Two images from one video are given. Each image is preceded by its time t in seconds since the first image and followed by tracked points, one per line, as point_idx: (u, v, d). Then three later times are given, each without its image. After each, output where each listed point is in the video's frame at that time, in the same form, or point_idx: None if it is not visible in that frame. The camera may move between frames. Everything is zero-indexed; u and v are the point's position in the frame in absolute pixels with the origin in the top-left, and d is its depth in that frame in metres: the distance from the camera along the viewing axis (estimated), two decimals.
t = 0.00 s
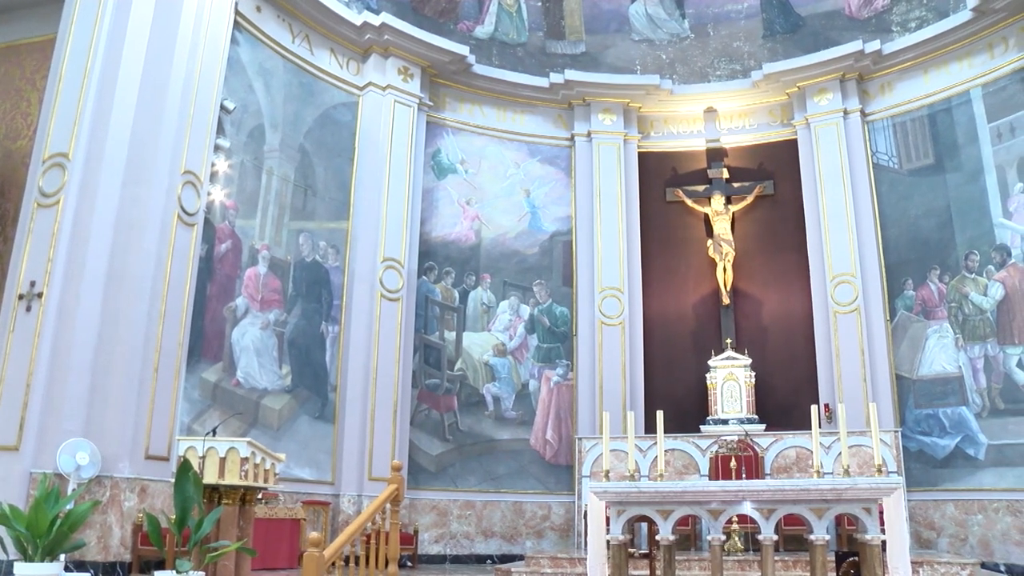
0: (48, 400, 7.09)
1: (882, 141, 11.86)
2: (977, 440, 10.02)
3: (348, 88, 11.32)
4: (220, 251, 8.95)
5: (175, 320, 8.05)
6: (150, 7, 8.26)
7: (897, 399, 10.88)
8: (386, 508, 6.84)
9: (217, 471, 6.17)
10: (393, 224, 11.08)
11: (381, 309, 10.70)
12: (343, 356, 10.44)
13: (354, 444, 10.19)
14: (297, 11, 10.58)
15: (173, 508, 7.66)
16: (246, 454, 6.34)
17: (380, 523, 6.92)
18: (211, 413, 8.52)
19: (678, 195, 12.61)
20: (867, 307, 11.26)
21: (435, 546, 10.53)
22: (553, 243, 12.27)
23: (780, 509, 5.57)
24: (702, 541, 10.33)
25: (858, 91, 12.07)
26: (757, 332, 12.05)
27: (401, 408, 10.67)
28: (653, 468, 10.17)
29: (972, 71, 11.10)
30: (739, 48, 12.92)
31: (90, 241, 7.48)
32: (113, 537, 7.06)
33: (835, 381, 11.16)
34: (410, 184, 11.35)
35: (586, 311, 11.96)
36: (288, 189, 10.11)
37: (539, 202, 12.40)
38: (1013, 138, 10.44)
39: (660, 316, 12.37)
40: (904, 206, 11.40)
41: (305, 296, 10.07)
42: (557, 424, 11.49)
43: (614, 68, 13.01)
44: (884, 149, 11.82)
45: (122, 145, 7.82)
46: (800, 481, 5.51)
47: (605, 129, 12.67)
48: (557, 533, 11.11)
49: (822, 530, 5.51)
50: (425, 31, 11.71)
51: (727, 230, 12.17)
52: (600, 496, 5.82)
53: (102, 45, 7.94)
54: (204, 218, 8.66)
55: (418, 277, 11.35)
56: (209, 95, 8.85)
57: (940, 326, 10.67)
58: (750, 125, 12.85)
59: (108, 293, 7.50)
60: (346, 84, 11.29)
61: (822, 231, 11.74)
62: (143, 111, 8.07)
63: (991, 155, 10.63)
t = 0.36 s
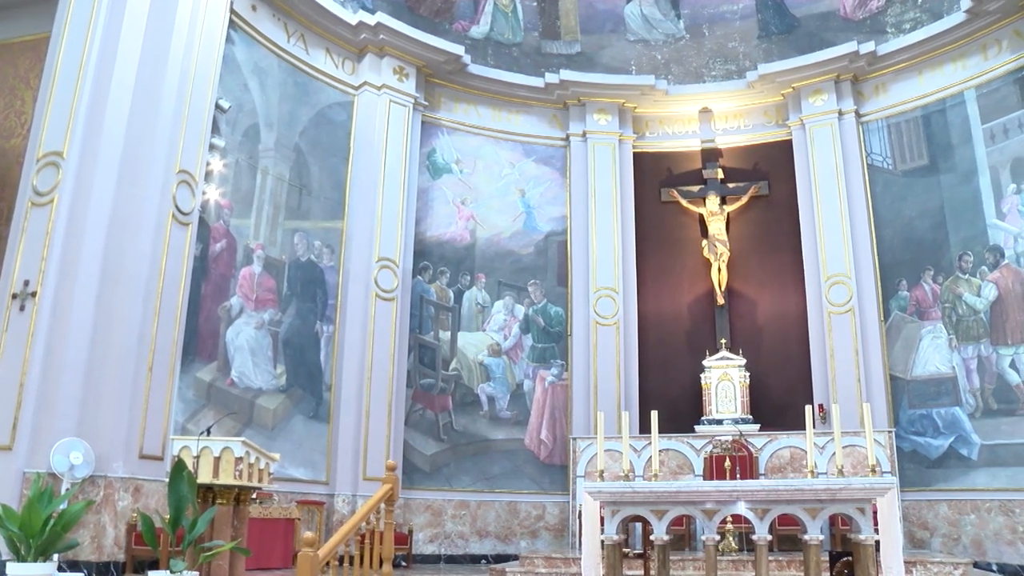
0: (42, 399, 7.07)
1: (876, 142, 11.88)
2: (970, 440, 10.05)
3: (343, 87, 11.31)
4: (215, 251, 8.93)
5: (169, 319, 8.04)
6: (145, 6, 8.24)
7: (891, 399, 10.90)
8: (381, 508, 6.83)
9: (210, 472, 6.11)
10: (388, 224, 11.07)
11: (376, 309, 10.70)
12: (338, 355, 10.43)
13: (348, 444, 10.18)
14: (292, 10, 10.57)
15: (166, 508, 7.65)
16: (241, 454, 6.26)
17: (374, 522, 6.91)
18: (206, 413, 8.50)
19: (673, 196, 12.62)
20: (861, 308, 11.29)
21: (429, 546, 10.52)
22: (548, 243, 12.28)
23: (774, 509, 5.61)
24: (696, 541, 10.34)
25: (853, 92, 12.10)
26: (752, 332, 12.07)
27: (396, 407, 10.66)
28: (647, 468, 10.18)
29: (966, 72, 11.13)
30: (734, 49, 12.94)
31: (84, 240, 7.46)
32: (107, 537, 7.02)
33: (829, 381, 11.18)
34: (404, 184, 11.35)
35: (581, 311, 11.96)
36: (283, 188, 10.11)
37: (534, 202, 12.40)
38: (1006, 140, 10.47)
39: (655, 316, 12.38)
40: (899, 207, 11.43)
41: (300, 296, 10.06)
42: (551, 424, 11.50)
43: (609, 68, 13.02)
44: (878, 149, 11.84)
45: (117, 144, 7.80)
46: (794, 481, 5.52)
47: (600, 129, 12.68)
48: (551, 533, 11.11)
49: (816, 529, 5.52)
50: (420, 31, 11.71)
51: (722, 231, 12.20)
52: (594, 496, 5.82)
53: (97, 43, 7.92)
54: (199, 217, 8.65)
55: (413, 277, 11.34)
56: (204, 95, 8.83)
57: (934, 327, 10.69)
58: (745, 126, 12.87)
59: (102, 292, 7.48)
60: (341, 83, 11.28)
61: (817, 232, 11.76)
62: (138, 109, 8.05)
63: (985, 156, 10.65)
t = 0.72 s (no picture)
0: (34, 398, 7.06)
1: (870, 143, 11.91)
2: (962, 440, 10.08)
3: (338, 87, 11.30)
4: (208, 250, 8.92)
5: (163, 318, 8.02)
6: (139, 4, 8.24)
7: (884, 400, 10.93)
8: (374, 507, 6.83)
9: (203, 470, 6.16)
10: (382, 224, 11.06)
11: (370, 309, 10.70)
12: (331, 355, 10.42)
13: (342, 444, 10.17)
14: (287, 9, 10.56)
15: (159, 507, 7.63)
16: (234, 453, 6.34)
17: (368, 522, 6.89)
18: (199, 412, 8.49)
19: (667, 196, 12.64)
20: (854, 308, 11.31)
21: (422, 546, 10.51)
22: (542, 243, 12.28)
23: (767, 510, 5.61)
24: (689, 541, 10.35)
25: (846, 93, 12.12)
26: (745, 333, 12.08)
27: (389, 407, 10.65)
28: (640, 468, 10.19)
29: (958, 74, 11.16)
30: (728, 49, 12.95)
31: (77, 238, 7.44)
32: (99, 537, 7.01)
33: (822, 382, 11.21)
34: (398, 183, 11.34)
35: (575, 311, 11.97)
36: (277, 188, 10.09)
37: (528, 202, 12.41)
38: (999, 141, 10.51)
39: (649, 316, 12.40)
40: (892, 208, 11.46)
41: (294, 295, 10.05)
42: (545, 423, 11.51)
43: (604, 69, 13.03)
44: (872, 151, 11.86)
45: (110, 143, 7.78)
46: (788, 481, 5.54)
47: (594, 129, 12.69)
48: (545, 533, 11.12)
49: (809, 530, 5.53)
50: (415, 31, 11.70)
51: (716, 231, 12.19)
52: (588, 496, 5.82)
53: (90, 42, 7.93)
54: (193, 216, 8.63)
55: (407, 277, 11.34)
56: (198, 93, 8.82)
57: (926, 327, 10.73)
58: (739, 126, 12.89)
59: (95, 291, 7.47)
60: (335, 83, 11.26)
61: (811, 232, 11.78)
62: (132, 108, 8.04)
63: (977, 158, 10.69)
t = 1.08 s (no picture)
0: (25, 397, 7.02)
1: (862, 144, 11.93)
2: (952, 441, 10.11)
3: (331, 86, 11.29)
4: (201, 249, 8.90)
5: (154, 317, 8.00)
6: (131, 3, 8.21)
7: (875, 400, 10.95)
8: (366, 507, 6.80)
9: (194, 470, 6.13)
10: (374, 223, 11.05)
11: (362, 308, 10.69)
12: (323, 354, 10.41)
13: (334, 443, 10.16)
14: (280, 8, 10.54)
15: (151, 507, 7.62)
16: (225, 452, 6.26)
17: (360, 522, 6.86)
18: (191, 412, 8.47)
19: (660, 196, 12.66)
20: (846, 308, 11.34)
21: (415, 546, 10.50)
22: (534, 243, 12.28)
23: (759, 509, 5.63)
24: (681, 541, 10.36)
25: (839, 94, 12.15)
26: (738, 333, 12.10)
27: (381, 407, 10.64)
28: (633, 468, 10.19)
29: (950, 76, 11.20)
30: (721, 50, 12.97)
31: (68, 236, 7.42)
32: (90, 536, 6.99)
33: (814, 382, 11.23)
34: (391, 183, 11.34)
35: (567, 311, 11.97)
36: (270, 187, 10.08)
37: (520, 202, 12.41)
38: (989, 143, 10.55)
39: (642, 316, 12.41)
40: (884, 209, 11.49)
41: (286, 294, 10.03)
42: (537, 423, 11.51)
43: (597, 69, 13.04)
44: (864, 152, 11.89)
45: (102, 141, 7.76)
46: (779, 481, 5.55)
47: (587, 129, 12.69)
48: (537, 532, 11.13)
49: (800, 530, 5.54)
50: (409, 30, 11.69)
51: (708, 231, 12.22)
52: (580, 496, 5.82)
53: (83, 39, 7.87)
54: (185, 215, 8.61)
55: (399, 277, 11.33)
56: (191, 92, 8.80)
57: (918, 328, 10.76)
58: (732, 127, 12.91)
59: (86, 290, 7.44)
60: (328, 82, 11.25)
61: (803, 232, 11.81)
62: (124, 106, 8.01)
63: (968, 159, 10.73)
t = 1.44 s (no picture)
0: (16, 397, 6.98)
1: (855, 145, 11.96)
2: (943, 441, 10.15)
3: (325, 85, 11.28)
4: (193, 248, 8.88)
5: (147, 317, 7.99)
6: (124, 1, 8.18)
7: (867, 400, 10.98)
8: (359, 507, 6.76)
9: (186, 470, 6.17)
10: (367, 223, 11.05)
11: (355, 307, 10.69)
12: (316, 354, 10.40)
13: (326, 443, 10.16)
14: (273, 7, 10.52)
15: (142, 506, 7.59)
16: (218, 452, 6.31)
17: (352, 521, 6.84)
18: (183, 411, 8.46)
19: (653, 197, 12.66)
20: (838, 309, 11.37)
21: (407, 545, 10.50)
22: (527, 243, 12.29)
23: (751, 509, 5.64)
24: (673, 541, 10.37)
25: (832, 94, 12.17)
26: (730, 333, 12.12)
27: (374, 406, 10.64)
28: (625, 467, 10.21)
29: (941, 77, 11.23)
30: (715, 51, 12.99)
31: (60, 235, 7.39)
32: (81, 536, 6.96)
33: (806, 382, 11.26)
34: (384, 183, 11.33)
35: (560, 311, 11.98)
36: (263, 186, 10.06)
37: (513, 202, 12.41)
38: (980, 145, 10.58)
39: (635, 316, 12.42)
40: (876, 210, 11.51)
41: (279, 293, 10.02)
42: (530, 423, 11.52)
43: (591, 69, 13.05)
44: (856, 153, 11.92)
45: (95, 140, 7.73)
46: (771, 481, 5.56)
47: (581, 129, 12.70)
48: (529, 532, 11.13)
49: (792, 530, 5.55)
50: (402, 30, 11.68)
51: (701, 232, 12.24)
52: (572, 496, 5.83)
53: (75, 36, 7.83)
54: (177, 214, 8.60)
55: (392, 276, 11.32)
56: (184, 91, 8.79)
57: (909, 329, 10.79)
58: (725, 128, 12.92)
59: (78, 289, 7.40)
60: (322, 81, 11.24)
61: (795, 233, 11.83)
62: (117, 105, 7.99)
63: (960, 160, 10.76)
